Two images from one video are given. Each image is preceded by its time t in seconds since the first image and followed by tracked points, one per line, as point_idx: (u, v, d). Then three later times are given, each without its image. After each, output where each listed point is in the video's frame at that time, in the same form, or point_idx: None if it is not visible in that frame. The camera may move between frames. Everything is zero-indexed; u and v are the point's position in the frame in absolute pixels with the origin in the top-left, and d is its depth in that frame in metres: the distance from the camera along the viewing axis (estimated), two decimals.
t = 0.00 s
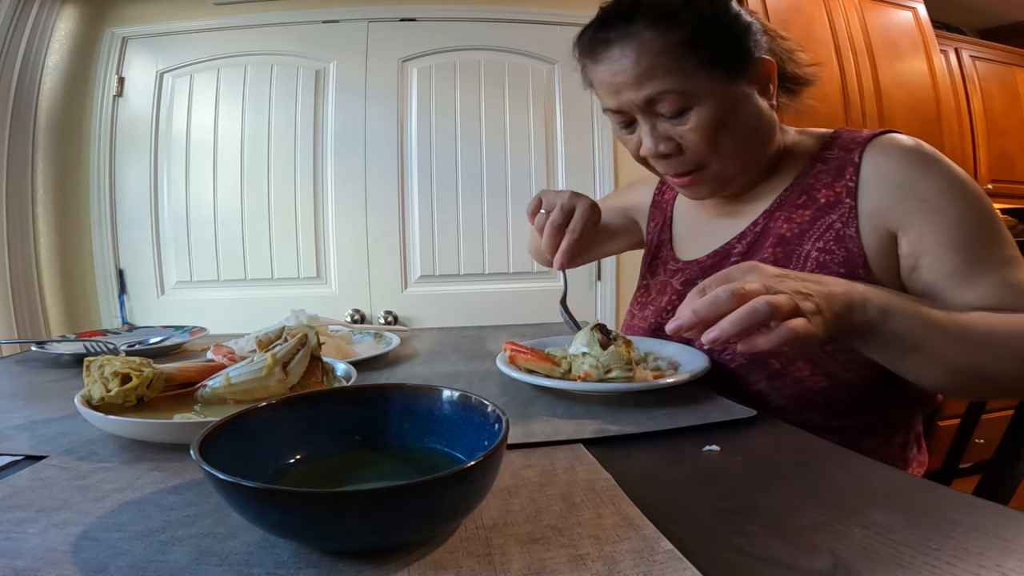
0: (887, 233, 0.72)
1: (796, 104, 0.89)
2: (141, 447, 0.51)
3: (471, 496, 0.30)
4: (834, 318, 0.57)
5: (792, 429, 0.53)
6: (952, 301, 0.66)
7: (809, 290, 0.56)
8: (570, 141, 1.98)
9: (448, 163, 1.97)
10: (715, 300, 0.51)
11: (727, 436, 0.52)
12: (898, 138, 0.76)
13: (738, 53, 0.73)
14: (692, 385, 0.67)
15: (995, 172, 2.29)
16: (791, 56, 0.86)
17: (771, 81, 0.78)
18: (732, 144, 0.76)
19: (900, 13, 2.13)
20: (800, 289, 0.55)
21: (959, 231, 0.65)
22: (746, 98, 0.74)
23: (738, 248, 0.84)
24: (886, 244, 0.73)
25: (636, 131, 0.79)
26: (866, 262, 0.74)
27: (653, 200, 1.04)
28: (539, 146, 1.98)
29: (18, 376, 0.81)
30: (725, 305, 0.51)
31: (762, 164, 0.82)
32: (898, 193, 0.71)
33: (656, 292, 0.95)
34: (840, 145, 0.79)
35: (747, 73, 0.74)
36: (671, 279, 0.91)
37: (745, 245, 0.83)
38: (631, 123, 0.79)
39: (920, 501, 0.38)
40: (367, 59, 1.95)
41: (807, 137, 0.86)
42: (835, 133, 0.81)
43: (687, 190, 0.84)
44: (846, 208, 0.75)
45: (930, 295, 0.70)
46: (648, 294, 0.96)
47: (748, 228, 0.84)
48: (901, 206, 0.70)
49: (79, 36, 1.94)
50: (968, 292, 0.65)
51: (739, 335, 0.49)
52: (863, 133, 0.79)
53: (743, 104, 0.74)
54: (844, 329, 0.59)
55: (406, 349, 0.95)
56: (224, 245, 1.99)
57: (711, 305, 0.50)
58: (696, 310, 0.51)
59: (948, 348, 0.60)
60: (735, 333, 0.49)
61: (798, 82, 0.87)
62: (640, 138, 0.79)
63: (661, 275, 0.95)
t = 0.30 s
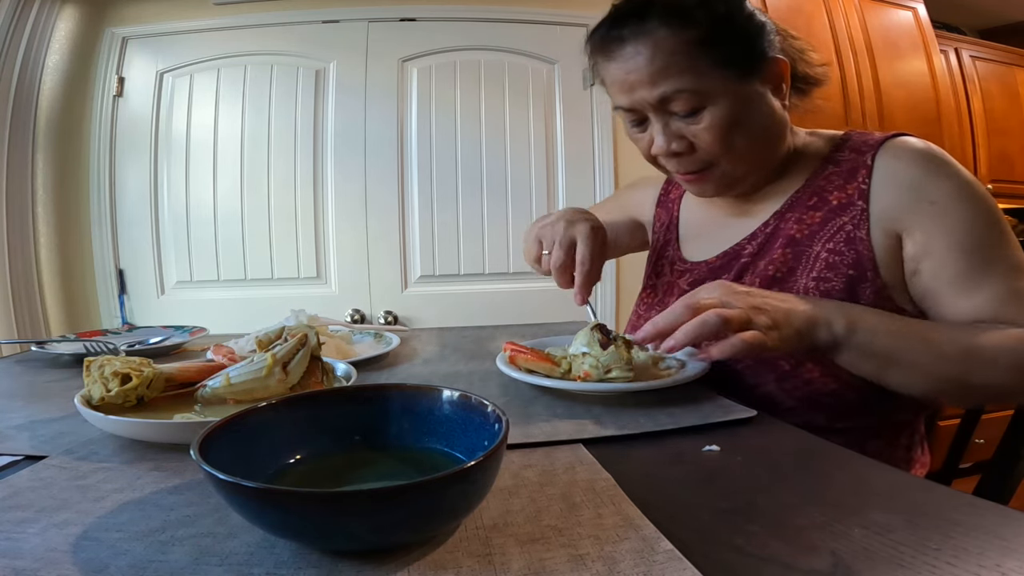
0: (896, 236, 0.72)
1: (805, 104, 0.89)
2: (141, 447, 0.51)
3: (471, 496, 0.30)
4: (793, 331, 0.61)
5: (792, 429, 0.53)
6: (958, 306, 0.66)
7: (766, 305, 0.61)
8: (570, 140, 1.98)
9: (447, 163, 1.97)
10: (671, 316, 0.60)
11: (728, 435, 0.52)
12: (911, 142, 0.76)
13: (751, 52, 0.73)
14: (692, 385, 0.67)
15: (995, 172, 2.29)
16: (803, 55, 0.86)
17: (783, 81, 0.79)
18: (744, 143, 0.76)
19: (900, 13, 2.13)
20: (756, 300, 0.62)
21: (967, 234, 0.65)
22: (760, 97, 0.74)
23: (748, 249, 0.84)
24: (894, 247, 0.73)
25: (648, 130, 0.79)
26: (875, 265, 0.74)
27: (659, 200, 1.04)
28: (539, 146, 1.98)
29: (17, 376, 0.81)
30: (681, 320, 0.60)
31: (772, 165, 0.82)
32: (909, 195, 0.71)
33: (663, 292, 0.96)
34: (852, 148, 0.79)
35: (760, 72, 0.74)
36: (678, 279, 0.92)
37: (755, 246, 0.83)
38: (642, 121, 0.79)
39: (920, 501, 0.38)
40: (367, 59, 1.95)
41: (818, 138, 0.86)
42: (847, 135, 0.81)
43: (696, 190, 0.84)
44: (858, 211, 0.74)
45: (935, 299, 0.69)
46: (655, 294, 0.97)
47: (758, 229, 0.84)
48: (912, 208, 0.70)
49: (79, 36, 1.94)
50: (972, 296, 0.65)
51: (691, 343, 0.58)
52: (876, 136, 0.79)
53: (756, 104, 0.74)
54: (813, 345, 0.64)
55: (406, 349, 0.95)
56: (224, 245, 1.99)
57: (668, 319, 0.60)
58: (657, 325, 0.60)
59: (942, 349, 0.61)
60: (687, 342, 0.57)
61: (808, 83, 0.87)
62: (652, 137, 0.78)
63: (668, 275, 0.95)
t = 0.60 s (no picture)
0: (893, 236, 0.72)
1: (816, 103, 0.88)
2: (141, 447, 0.51)
3: (471, 496, 0.30)
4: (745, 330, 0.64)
5: (792, 429, 0.53)
6: (950, 309, 0.65)
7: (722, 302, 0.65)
8: (570, 141, 1.98)
9: (447, 163, 1.97)
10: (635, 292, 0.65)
11: (728, 435, 0.52)
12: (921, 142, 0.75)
13: (759, 47, 0.73)
14: (692, 385, 0.67)
15: (995, 172, 2.29)
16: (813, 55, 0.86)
17: (792, 77, 0.79)
18: (748, 138, 0.76)
19: (900, 13, 2.13)
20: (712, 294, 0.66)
21: (961, 238, 0.64)
22: (766, 92, 0.74)
23: (749, 250, 0.84)
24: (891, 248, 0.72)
25: (652, 123, 0.79)
26: (867, 267, 0.74)
27: (666, 200, 1.05)
28: (539, 146, 1.99)
29: (17, 376, 0.81)
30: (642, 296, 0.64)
31: (777, 162, 0.82)
32: (907, 196, 0.70)
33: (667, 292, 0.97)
34: (858, 148, 0.79)
35: (767, 68, 0.74)
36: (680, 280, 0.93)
37: (756, 247, 0.83)
38: (646, 115, 0.79)
39: (920, 501, 0.38)
40: (367, 59, 1.95)
41: (826, 138, 0.86)
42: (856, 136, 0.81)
43: (698, 185, 0.84)
44: (857, 212, 0.74)
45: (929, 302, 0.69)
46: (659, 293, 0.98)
47: (759, 230, 0.84)
48: (908, 209, 0.70)
49: (79, 36, 1.94)
50: (963, 301, 0.64)
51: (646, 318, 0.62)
52: (883, 137, 0.78)
53: (762, 98, 0.74)
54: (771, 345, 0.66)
55: (406, 349, 0.95)
56: (224, 245, 1.99)
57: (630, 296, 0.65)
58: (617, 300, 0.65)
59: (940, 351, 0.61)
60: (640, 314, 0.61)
61: (817, 85, 0.86)
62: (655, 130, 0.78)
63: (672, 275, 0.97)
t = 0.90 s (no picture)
0: (895, 239, 0.71)
1: (813, 105, 0.88)
2: (141, 447, 0.51)
3: (471, 495, 0.30)
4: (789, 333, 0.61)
5: (792, 429, 0.53)
6: (954, 313, 0.65)
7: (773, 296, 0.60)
8: (570, 141, 1.99)
9: (448, 163, 1.97)
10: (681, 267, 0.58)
11: (728, 435, 0.52)
12: (919, 143, 0.75)
13: (752, 43, 0.73)
14: (692, 385, 0.67)
15: (994, 172, 2.29)
16: (809, 56, 0.86)
17: (784, 77, 0.79)
18: (742, 135, 0.75)
19: (900, 13, 2.13)
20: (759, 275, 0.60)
21: (964, 241, 0.64)
22: (760, 89, 0.74)
23: (749, 253, 0.84)
24: (893, 251, 0.72)
25: (645, 120, 0.79)
26: (872, 270, 0.73)
27: (664, 205, 1.07)
28: (539, 146, 1.99)
29: (17, 376, 0.81)
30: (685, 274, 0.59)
31: (773, 162, 0.82)
32: (907, 198, 0.70)
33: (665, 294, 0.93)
34: (857, 149, 0.79)
35: (761, 66, 0.74)
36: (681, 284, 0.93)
37: (756, 250, 0.83)
38: (639, 111, 0.79)
39: (919, 501, 0.38)
40: (367, 59, 1.95)
41: (822, 139, 0.86)
42: (853, 136, 0.81)
43: (693, 184, 0.83)
44: (857, 214, 0.74)
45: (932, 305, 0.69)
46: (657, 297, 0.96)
47: (759, 232, 0.84)
48: (909, 212, 0.69)
49: (79, 36, 1.94)
50: (966, 304, 0.64)
51: (692, 299, 0.56)
52: (882, 138, 0.78)
53: (756, 95, 0.74)
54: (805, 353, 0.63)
55: (406, 349, 0.95)
56: (225, 245, 1.99)
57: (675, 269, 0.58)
58: (663, 269, 0.59)
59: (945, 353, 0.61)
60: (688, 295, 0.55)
61: (815, 86, 0.86)
62: (648, 127, 0.78)
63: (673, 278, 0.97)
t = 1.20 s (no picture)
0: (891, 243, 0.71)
1: (806, 111, 0.89)
2: (142, 447, 0.51)
3: (471, 495, 0.30)
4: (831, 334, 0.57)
5: (792, 429, 0.53)
6: (954, 315, 0.67)
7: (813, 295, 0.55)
8: (570, 140, 1.99)
9: (448, 163, 1.97)
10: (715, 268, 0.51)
11: (728, 435, 0.52)
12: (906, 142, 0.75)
13: (719, 40, 0.73)
14: (692, 385, 0.67)
15: (994, 172, 2.29)
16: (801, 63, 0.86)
17: (757, 78, 0.77)
18: (709, 134, 0.74)
19: (900, 13, 2.13)
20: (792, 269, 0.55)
21: (964, 245, 0.65)
22: (728, 88, 0.73)
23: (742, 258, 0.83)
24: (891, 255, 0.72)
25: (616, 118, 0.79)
26: (867, 273, 0.73)
27: (653, 204, 1.05)
28: (539, 145, 1.98)
29: (18, 376, 0.81)
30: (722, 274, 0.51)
31: (748, 164, 0.81)
32: (904, 201, 0.69)
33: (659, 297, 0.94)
34: (844, 150, 0.78)
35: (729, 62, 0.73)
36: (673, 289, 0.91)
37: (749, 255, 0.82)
38: (612, 110, 0.80)
39: (919, 501, 0.38)
40: (367, 59, 1.95)
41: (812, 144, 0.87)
42: (839, 136, 0.81)
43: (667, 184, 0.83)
44: (849, 217, 0.74)
45: (930, 306, 0.70)
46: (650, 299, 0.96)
47: (751, 237, 0.83)
48: (908, 216, 0.69)
49: (79, 37, 1.94)
50: (968, 307, 0.65)
51: (727, 306, 0.50)
52: (868, 137, 0.78)
53: (723, 93, 0.73)
54: (839, 358, 0.59)
55: (406, 349, 0.95)
56: (224, 245, 1.99)
57: (708, 271, 0.51)
58: (693, 272, 0.51)
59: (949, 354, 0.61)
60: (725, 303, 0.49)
61: (807, 93, 0.87)
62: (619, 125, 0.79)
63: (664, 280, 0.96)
